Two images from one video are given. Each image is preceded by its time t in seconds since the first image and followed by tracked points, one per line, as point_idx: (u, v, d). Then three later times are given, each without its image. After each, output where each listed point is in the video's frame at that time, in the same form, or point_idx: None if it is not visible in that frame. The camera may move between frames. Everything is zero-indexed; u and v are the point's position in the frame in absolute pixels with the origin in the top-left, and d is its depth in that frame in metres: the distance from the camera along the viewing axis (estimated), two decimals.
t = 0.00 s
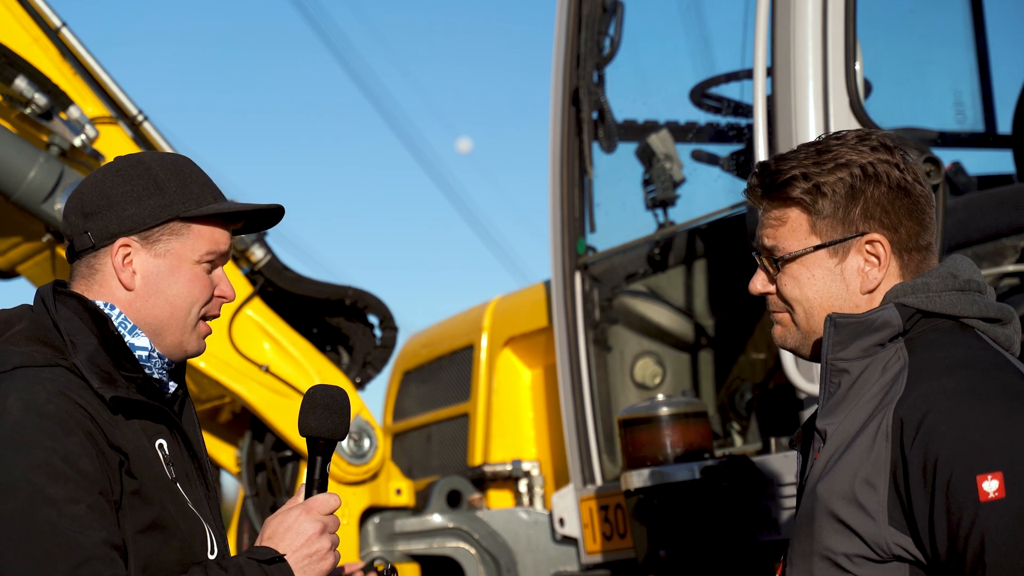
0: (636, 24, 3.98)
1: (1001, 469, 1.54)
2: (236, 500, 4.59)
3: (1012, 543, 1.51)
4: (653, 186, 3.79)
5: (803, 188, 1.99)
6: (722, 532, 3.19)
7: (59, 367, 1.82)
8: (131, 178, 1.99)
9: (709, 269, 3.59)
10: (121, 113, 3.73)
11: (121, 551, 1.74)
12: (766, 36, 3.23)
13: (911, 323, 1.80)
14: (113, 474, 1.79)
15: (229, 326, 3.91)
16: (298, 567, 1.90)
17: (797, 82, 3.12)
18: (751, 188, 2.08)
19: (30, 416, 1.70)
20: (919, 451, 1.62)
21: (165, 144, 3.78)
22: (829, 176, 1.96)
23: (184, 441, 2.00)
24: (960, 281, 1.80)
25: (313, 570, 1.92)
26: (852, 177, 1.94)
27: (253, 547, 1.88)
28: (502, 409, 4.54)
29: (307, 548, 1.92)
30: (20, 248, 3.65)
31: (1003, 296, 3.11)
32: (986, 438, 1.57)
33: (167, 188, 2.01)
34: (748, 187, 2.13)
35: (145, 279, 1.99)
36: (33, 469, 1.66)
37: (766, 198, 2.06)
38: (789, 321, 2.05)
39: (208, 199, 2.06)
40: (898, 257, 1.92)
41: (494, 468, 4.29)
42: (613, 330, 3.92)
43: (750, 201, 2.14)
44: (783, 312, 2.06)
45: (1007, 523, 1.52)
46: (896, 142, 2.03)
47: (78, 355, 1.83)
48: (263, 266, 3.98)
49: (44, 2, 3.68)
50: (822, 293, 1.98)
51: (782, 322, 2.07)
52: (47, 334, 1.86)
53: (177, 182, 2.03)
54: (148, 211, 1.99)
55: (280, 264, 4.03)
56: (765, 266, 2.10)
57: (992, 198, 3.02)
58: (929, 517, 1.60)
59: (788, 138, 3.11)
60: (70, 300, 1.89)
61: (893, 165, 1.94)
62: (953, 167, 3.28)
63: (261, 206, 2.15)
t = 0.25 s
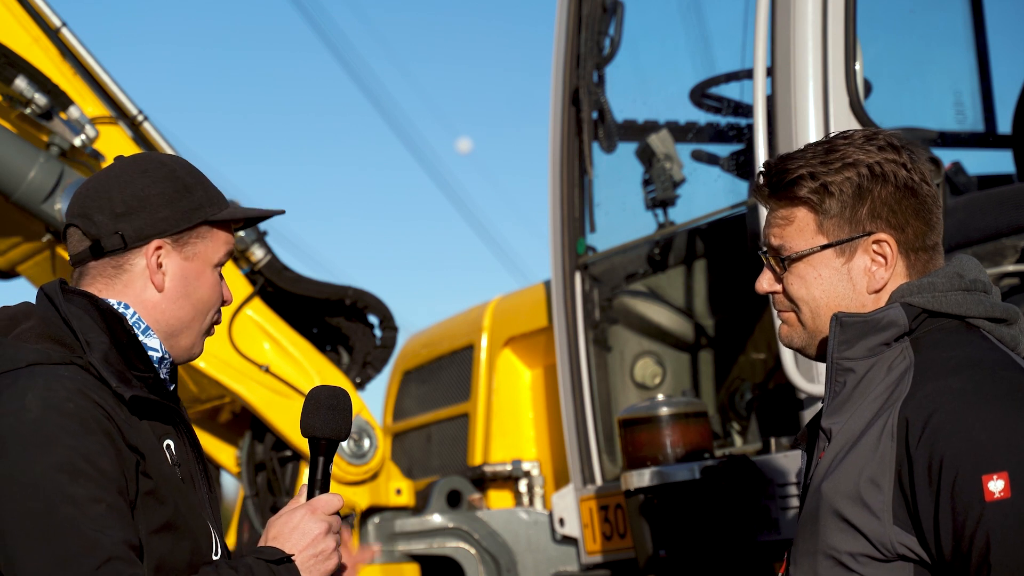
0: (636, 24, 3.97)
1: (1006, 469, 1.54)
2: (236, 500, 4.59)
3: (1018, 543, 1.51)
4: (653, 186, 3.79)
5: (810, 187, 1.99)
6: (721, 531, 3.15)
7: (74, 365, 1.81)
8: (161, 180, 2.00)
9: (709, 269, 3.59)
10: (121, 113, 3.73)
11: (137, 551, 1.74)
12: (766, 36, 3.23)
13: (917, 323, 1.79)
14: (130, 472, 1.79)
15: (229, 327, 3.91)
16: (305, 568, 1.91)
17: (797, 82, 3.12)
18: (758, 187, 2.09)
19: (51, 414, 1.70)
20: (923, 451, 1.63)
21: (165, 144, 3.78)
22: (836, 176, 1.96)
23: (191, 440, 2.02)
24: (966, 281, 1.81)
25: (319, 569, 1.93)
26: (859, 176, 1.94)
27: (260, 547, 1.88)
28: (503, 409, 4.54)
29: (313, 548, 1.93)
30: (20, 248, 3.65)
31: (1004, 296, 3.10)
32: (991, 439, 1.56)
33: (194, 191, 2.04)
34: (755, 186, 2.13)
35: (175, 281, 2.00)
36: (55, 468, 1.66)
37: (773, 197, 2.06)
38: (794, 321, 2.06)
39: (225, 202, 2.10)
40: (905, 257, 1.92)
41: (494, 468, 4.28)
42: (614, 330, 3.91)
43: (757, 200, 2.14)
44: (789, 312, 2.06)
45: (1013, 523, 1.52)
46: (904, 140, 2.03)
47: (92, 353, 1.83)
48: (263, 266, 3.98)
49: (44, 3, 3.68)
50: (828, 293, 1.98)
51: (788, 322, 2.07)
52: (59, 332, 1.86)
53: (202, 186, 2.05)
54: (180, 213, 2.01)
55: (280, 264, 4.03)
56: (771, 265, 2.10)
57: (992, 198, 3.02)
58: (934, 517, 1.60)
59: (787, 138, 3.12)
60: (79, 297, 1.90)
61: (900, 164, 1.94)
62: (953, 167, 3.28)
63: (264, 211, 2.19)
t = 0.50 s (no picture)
0: (636, 24, 3.97)
1: (1012, 469, 1.54)
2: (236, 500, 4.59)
3: None
4: (653, 186, 3.79)
5: (815, 188, 1.99)
6: (721, 533, 3.11)
7: (81, 367, 1.82)
8: (166, 179, 2.00)
9: (709, 269, 3.59)
10: (121, 113, 3.72)
11: (147, 553, 1.73)
12: (766, 36, 3.23)
13: (922, 322, 1.80)
14: (138, 475, 1.79)
15: (229, 327, 3.91)
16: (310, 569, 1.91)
17: (797, 82, 3.12)
18: (764, 188, 2.09)
19: (63, 417, 1.70)
20: (929, 450, 1.63)
21: (165, 144, 3.78)
22: (842, 176, 1.96)
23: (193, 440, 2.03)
24: (972, 281, 1.80)
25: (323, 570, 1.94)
26: (865, 176, 1.94)
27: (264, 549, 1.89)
28: (503, 409, 4.54)
29: (316, 549, 1.94)
30: (20, 248, 3.64)
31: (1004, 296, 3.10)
32: (998, 439, 1.57)
33: (197, 193, 2.04)
34: (761, 186, 2.14)
35: (176, 282, 2.00)
36: (66, 471, 1.66)
37: (779, 197, 2.07)
38: (800, 321, 2.06)
39: (228, 205, 2.10)
40: (911, 256, 1.92)
41: (494, 468, 4.28)
42: (613, 329, 3.91)
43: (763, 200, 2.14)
44: (795, 312, 2.07)
45: (1019, 523, 1.52)
46: (910, 141, 2.03)
47: (100, 355, 1.84)
48: (263, 266, 3.98)
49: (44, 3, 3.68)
50: (834, 292, 1.99)
51: (794, 322, 2.08)
52: (64, 333, 1.86)
53: (205, 188, 2.06)
54: (183, 214, 2.01)
55: (280, 264, 4.03)
56: (778, 265, 2.11)
57: (992, 198, 3.01)
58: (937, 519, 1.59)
59: (788, 137, 3.12)
60: (83, 298, 1.91)
61: (906, 164, 1.94)
62: (953, 167, 3.27)
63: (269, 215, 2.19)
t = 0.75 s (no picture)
0: (636, 24, 3.97)
1: (1018, 469, 1.55)
2: (236, 500, 4.59)
3: None
4: (653, 186, 3.79)
5: (822, 187, 1.99)
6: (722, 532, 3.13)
7: (83, 366, 1.82)
8: (136, 172, 1.99)
9: (709, 268, 3.59)
10: (121, 113, 3.72)
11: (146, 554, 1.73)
12: (766, 36, 3.23)
13: (928, 322, 1.79)
14: (138, 476, 1.79)
15: (229, 327, 3.91)
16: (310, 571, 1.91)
17: (797, 82, 3.12)
18: (770, 186, 2.08)
19: (64, 417, 1.70)
20: (934, 449, 1.63)
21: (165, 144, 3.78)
22: (849, 175, 1.96)
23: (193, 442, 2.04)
24: (978, 280, 1.80)
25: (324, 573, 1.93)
26: (871, 176, 1.94)
27: (264, 553, 1.89)
28: (503, 409, 4.54)
29: (317, 553, 1.93)
30: (20, 248, 3.64)
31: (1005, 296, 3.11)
32: (1003, 439, 1.57)
33: (172, 182, 2.02)
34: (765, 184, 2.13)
35: (151, 274, 2.00)
36: (66, 471, 1.66)
37: (785, 197, 2.06)
38: (806, 321, 2.06)
39: (212, 194, 2.07)
40: (917, 256, 1.93)
41: (494, 468, 4.28)
42: (613, 330, 3.92)
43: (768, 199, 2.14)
44: (800, 311, 2.07)
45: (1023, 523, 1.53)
46: (915, 140, 2.03)
47: (101, 354, 1.84)
48: (263, 266, 3.98)
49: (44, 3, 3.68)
50: (840, 292, 1.99)
51: (800, 322, 2.07)
52: (66, 332, 1.86)
53: (181, 177, 2.03)
54: (154, 206, 1.99)
55: (280, 264, 4.03)
56: (783, 263, 2.10)
57: (992, 198, 3.01)
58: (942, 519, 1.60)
59: (788, 137, 3.12)
60: (85, 298, 1.91)
61: (912, 164, 1.94)
62: (953, 167, 3.27)
63: (262, 201, 2.16)
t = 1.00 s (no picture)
0: (636, 24, 3.97)
1: None
2: (236, 500, 4.59)
3: None
4: (653, 186, 3.79)
5: (824, 191, 1.99)
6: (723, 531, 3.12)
7: (76, 365, 1.82)
8: (132, 172, 1.99)
9: (709, 268, 3.59)
10: (121, 112, 3.72)
11: (137, 552, 1.73)
12: (766, 36, 3.23)
13: (934, 322, 1.79)
14: (130, 474, 1.79)
15: (230, 327, 3.91)
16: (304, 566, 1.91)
17: (797, 82, 3.12)
18: (773, 194, 2.09)
19: (53, 415, 1.70)
20: (940, 449, 1.63)
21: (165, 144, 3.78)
22: (850, 177, 1.96)
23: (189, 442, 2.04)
24: (985, 280, 1.80)
25: (319, 568, 1.93)
26: (873, 177, 1.94)
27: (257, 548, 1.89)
28: (503, 409, 4.54)
29: (310, 548, 1.93)
30: (20, 248, 3.65)
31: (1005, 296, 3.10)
32: (1008, 440, 1.57)
33: (168, 182, 2.01)
34: (769, 192, 2.14)
35: (147, 275, 2.00)
36: (55, 469, 1.66)
37: (788, 203, 2.07)
38: (815, 326, 2.06)
39: (210, 193, 2.07)
40: (923, 254, 1.92)
41: (494, 468, 4.28)
42: (614, 329, 3.92)
43: (771, 206, 2.14)
44: (809, 317, 2.07)
45: None
46: (915, 137, 2.03)
47: (94, 353, 1.84)
48: (263, 266, 3.97)
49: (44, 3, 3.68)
50: (848, 294, 1.99)
51: (810, 327, 2.07)
52: (61, 331, 1.86)
53: (178, 177, 2.03)
54: (150, 206, 1.99)
55: (280, 264, 4.03)
56: (790, 270, 2.11)
57: (992, 198, 3.01)
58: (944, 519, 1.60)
59: (788, 137, 3.11)
60: (81, 297, 1.90)
61: (913, 162, 1.94)
62: (953, 167, 3.27)
63: (262, 198, 2.16)
